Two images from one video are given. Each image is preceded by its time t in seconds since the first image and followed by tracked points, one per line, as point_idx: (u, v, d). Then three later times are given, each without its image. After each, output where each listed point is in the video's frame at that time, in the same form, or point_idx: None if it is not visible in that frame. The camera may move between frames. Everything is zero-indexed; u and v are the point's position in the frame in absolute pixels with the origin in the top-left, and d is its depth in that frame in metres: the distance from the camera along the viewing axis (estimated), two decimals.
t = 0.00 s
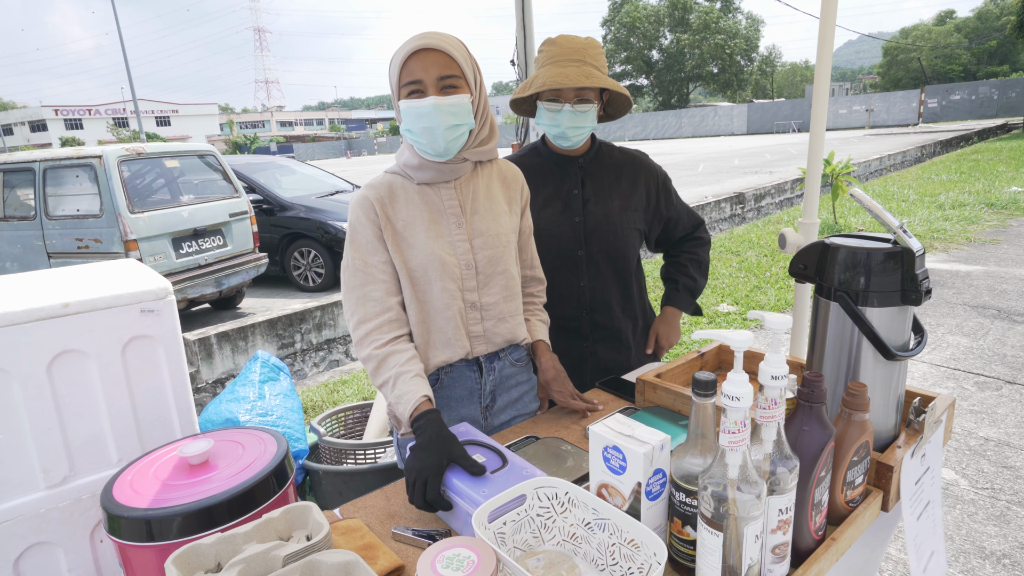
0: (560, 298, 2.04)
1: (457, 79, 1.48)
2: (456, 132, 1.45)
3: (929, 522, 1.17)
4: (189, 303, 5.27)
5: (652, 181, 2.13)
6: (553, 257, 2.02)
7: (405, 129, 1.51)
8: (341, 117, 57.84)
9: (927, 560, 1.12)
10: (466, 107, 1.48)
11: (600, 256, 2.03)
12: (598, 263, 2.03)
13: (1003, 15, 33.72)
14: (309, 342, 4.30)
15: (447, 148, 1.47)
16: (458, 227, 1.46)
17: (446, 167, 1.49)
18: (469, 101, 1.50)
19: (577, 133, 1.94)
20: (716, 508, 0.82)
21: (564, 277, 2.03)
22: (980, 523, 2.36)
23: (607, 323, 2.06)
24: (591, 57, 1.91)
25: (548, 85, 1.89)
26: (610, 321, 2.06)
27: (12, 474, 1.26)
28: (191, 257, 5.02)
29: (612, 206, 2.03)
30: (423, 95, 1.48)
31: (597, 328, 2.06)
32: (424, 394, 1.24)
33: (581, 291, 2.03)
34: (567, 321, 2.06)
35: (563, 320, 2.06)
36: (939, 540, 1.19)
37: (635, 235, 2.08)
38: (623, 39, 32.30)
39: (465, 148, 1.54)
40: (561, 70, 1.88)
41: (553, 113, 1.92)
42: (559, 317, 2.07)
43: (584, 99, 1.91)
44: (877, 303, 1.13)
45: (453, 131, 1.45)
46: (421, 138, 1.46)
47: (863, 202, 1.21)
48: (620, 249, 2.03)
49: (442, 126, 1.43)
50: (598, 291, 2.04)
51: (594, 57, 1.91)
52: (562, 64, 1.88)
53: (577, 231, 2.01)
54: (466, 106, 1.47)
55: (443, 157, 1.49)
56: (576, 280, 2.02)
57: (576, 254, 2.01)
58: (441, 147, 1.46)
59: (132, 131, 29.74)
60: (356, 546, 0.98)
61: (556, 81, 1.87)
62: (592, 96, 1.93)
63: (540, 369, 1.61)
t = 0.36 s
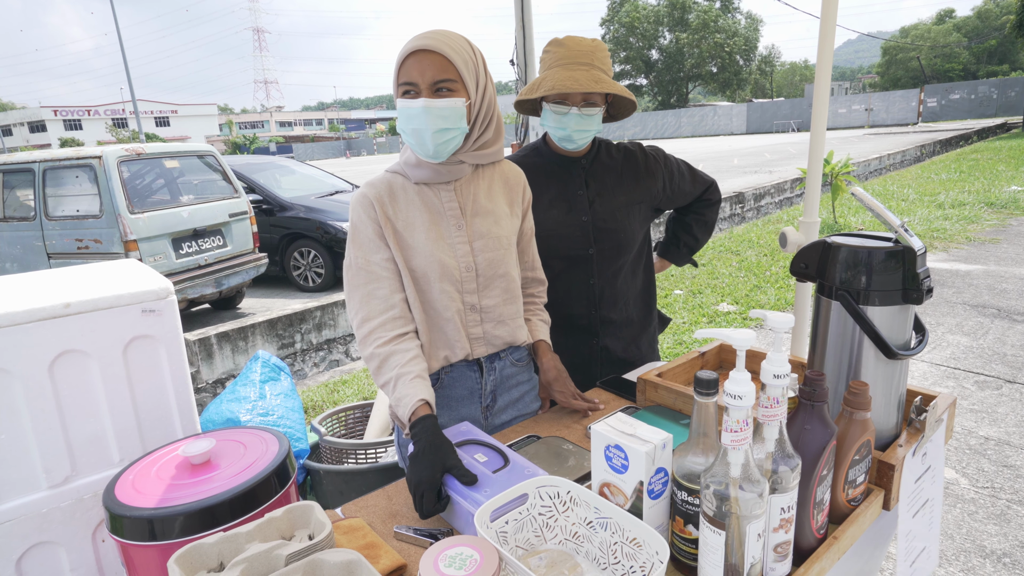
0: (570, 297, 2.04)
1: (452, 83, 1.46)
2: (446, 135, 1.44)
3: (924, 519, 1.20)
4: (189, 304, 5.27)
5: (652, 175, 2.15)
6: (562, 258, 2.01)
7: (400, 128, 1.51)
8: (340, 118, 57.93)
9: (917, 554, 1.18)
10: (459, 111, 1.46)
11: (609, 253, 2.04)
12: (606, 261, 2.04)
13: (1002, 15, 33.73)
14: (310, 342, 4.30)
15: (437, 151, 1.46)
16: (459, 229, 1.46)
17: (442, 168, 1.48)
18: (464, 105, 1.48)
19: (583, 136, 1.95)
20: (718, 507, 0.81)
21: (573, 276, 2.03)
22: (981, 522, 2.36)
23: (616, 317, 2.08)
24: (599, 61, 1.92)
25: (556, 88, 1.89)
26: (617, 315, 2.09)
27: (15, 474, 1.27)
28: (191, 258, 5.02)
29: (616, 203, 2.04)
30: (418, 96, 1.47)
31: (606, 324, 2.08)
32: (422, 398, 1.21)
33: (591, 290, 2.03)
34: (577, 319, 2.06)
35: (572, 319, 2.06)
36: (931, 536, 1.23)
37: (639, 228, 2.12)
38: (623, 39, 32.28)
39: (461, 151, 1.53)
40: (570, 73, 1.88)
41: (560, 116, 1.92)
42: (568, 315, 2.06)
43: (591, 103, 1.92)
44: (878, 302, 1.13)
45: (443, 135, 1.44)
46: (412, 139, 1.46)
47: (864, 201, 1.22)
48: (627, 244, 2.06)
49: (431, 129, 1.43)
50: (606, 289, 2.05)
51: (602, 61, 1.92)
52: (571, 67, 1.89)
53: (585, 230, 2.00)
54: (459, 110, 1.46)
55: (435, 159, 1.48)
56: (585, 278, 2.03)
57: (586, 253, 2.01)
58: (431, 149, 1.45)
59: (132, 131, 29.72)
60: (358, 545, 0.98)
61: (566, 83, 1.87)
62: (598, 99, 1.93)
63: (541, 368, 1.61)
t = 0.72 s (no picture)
0: (573, 297, 2.05)
1: (454, 80, 1.47)
2: (448, 132, 1.46)
3: (936, 521, 1.13)
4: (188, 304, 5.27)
5: (652, 177, 2.18)
6: (566, 258, 2.01)
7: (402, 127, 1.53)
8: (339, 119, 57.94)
9: (940, 561, 1.07)
10: (461, 108, 1.48)
11: (612, 254, 2.05)
12: (609, 261, 2.05)
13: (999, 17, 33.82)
14: (309, 343, 4.31)
15: (438, 148, 1.47)
16: (461, 231, 1.47)
17: (444, 168, 1.48)
18: (466, 102, 1.49)
19: (586, 128, 1.93)
20: (716, 504, 0.82)
21: (577, 276, 2.03)
22: (978, 522, 2.37)
23: (619, 318, 2.09)
24: (604, 54, 1.94)
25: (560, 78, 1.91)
26: (620, 316, 2.09)
27: (16, 473, 1.27)
28: (190, 258, 5.02)
29: (619, 204, 2.06)
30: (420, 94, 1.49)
31: (609, 325, 2.08)
32: (436, 397, 1.23)
33: (594, 290, 2.04)
34: (580, 319, 2.06)
35: (576, 319, 2.06)
36: (956, 542, 1.13)
37: (640, 229, 2.15)
38: (621, 40, 32.33)
39: (463, 150, 1.54)
40: (575, 63, 1.90)
41: (565, 107, 1.91)
42: (571, 316, 2.06)
43: (596, 95, 1.93)
44: (875, 302, 1.14)
45: (444, 132, 1.45)
46: (414, 136, 1.48)
47: (860, 202, 1.22)
48: (629, 245, 2.08)
49: (433, 126, 1.44)
50: (610, 289, 2.06)
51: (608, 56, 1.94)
52: (576, 57, 1.90)
53: (589, 230, 2.01)
54: (460, 107, 1.47)
55: (437, 156, 1.50)
56: (589, 279, 2.03)
57: (590, 254, 2.02)
58: (433, 147, 1.47)
59: (130, 132, 29.71)
60: (359, 544, 0.99)
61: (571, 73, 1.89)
62: (603, 94, 1.95)
63: (541, 368, 1.62)
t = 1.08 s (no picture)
0: (588, 297, 2.05)
1: (459, 83, 1.48)
2: (453, 134, 1.47)
3: (925, 521, 1.17)
4: (188, 305, 5.28)
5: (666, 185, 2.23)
6: (581, 257, 2.04)
7: (407, 128, 1.54)
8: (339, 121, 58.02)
9: (923, 558, 1.13)
10: (466, 110, 1.48)
11: (627, 256, 2.08)
12: (624, 264, 2.08)
13: (999, 22, 33.89)
14: (308, 344, 4.31)
15: (442, 149, 1.48)
16: (462, 232, 1.48)
17: (447, 169, 1.49)
18: (471, 104, 1.50)
19: (600, 121, 1.95)
20: (713, 504, 0.83)
21: (593, 276, 2.05)
22: (975, 524, 2.38)
23: (632, 320, 2.09)
24: (620, 51, 1.97)
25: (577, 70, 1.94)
26: (634, 318, 2.10)
27: (17, 472, 1.28)
28: (191, 260, 5.03)
29: (635, 207, 2.10)
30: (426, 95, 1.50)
31: (623, 327, 2.08)
32: (435, 398, 1.23)
33: (609, 291, 2.06)
34: (593, 320, 2.07)
35: (588, 320, 2.07)
36: (936, 539, 1.19)
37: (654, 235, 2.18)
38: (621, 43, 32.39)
39: (467, 151, 1.55)
40: (591, 56, 1.92)
41: (580, 100, 1.94)
42: (584, 316, 2.07)
43: (611, 89, 1.96)
44: (871, 304, 1.15)
45: (450, 133, 1.46)
46: (419, 137, 1.48)
47: (858, 205, 1.23)
48: (644, 248, 2.10)
49: (438, 127, 1.45)
50: (624, 290, 2.08)
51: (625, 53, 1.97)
52: (592, 51, 1.92)
53: (605, 230, 2.05)
54: (466, 109, 1.47)
55: (440, 157, 1.50)
56: (604, 279, 2.05)
57: (605, 254, 2.04)
58: (437, 147, 1.47)
59: (131, 133, 29.75)
60: (359, 543, 1.00)
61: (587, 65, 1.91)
62: (618, 89, 1.98)
63: (540, 369, 1.63)
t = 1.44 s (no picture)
0: (605, 282, 2.06)
1: (458, 81, 1.48)
2: (453, 132, 1.47)
3: (933, 521, 1.17)
4: (186, 304, 5.27)
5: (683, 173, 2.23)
6: (599, 240, 2.03)
7: (406, 126, 1.53)
8: (338, 119, 57.95)
9: (939, 560, 1.12)
10: (465, 108, 1.48)
11: (643, 240, 2.08)
12: (642, 249, 2.08)
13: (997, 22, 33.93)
14: (306, 343, 4.31)
15: (441, 146, 1.48)
16: (459, 226, 1.48)
17: (445, 165, 1.50)
18: (470, 103, 1.50)
19: (588, 103, 2.00)
20: (709, 501, 0.83)
21: (612, 260, 2.05)
22: (971, 523, 2.39)
23: (649, 307, 2.10)
24: (616, 33, 1.95)
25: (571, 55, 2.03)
26: (651, 305, 2.11)
27: (14, 470, 1.28)
28: (189, 258, 5.02)
29: (654, 192, 2.10)
30: (425, 94, 1.49)
31: (639, 312, 2.08)
32: (430, 394, 1.24)
33: (626, 274, 2.06)
34: (610, 306, 2.07)
35: (606, 306, 2.07)
36: (950, 540, 1.18)
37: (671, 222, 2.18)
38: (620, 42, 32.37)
39: (465, 149, 1.55)
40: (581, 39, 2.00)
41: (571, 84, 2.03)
42: (602, 301, 2.07)
43: (599, 70, 1.98)
44: (868, 302, 1.16)
45: (449, 131, 1.46)
46: (418, 135, 1.48)
47: (855, 204, 1.23)
48: (661, 232, 2.11)
49: (437, 125, 1.45)
50: (641, 276, 2.08)
51: (623, 36, 1.95)
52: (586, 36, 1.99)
53: (624, 214, 2.05)
54: (465, 107, 1.48)
55: (439, 155, 1.50)
56: (623, 263, 2.06)
57: (623, 238, 2.05)
58: (435, 145, 1.47)
59: (129, 131, 29.68)
60: (355, 539, 1.00)
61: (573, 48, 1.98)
62: (608, 69, 1.97)
63: (537, 366, 1.63)
